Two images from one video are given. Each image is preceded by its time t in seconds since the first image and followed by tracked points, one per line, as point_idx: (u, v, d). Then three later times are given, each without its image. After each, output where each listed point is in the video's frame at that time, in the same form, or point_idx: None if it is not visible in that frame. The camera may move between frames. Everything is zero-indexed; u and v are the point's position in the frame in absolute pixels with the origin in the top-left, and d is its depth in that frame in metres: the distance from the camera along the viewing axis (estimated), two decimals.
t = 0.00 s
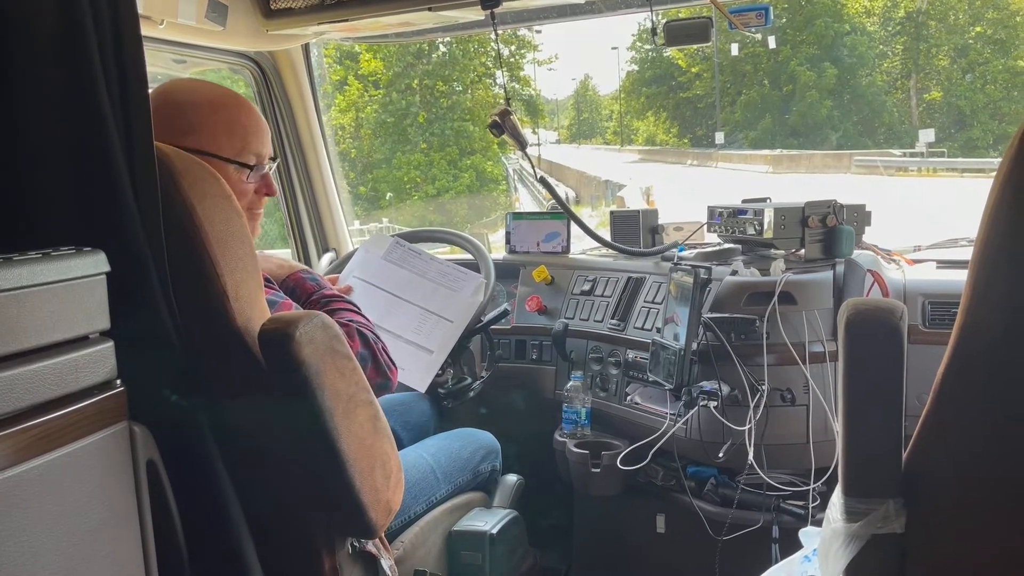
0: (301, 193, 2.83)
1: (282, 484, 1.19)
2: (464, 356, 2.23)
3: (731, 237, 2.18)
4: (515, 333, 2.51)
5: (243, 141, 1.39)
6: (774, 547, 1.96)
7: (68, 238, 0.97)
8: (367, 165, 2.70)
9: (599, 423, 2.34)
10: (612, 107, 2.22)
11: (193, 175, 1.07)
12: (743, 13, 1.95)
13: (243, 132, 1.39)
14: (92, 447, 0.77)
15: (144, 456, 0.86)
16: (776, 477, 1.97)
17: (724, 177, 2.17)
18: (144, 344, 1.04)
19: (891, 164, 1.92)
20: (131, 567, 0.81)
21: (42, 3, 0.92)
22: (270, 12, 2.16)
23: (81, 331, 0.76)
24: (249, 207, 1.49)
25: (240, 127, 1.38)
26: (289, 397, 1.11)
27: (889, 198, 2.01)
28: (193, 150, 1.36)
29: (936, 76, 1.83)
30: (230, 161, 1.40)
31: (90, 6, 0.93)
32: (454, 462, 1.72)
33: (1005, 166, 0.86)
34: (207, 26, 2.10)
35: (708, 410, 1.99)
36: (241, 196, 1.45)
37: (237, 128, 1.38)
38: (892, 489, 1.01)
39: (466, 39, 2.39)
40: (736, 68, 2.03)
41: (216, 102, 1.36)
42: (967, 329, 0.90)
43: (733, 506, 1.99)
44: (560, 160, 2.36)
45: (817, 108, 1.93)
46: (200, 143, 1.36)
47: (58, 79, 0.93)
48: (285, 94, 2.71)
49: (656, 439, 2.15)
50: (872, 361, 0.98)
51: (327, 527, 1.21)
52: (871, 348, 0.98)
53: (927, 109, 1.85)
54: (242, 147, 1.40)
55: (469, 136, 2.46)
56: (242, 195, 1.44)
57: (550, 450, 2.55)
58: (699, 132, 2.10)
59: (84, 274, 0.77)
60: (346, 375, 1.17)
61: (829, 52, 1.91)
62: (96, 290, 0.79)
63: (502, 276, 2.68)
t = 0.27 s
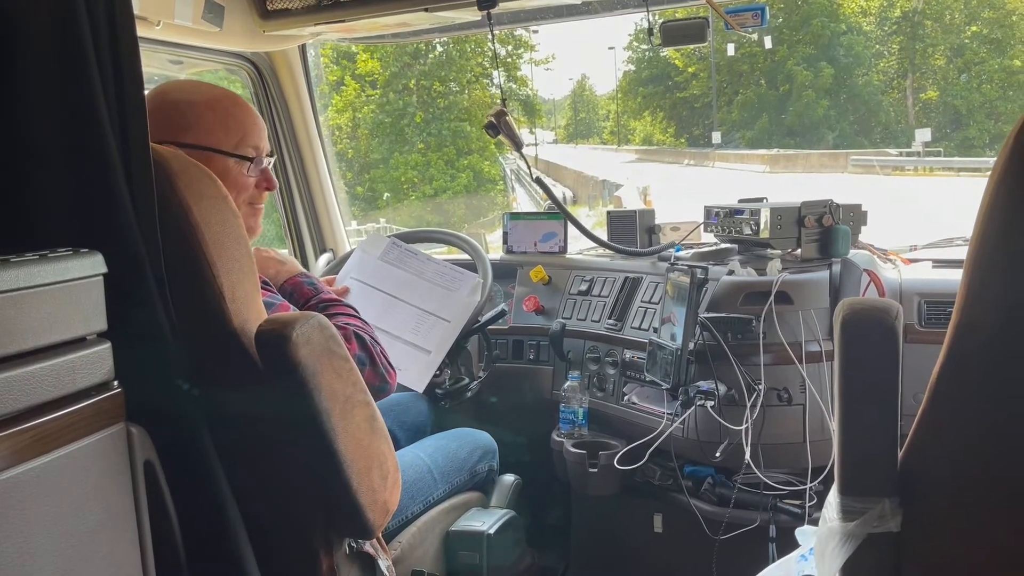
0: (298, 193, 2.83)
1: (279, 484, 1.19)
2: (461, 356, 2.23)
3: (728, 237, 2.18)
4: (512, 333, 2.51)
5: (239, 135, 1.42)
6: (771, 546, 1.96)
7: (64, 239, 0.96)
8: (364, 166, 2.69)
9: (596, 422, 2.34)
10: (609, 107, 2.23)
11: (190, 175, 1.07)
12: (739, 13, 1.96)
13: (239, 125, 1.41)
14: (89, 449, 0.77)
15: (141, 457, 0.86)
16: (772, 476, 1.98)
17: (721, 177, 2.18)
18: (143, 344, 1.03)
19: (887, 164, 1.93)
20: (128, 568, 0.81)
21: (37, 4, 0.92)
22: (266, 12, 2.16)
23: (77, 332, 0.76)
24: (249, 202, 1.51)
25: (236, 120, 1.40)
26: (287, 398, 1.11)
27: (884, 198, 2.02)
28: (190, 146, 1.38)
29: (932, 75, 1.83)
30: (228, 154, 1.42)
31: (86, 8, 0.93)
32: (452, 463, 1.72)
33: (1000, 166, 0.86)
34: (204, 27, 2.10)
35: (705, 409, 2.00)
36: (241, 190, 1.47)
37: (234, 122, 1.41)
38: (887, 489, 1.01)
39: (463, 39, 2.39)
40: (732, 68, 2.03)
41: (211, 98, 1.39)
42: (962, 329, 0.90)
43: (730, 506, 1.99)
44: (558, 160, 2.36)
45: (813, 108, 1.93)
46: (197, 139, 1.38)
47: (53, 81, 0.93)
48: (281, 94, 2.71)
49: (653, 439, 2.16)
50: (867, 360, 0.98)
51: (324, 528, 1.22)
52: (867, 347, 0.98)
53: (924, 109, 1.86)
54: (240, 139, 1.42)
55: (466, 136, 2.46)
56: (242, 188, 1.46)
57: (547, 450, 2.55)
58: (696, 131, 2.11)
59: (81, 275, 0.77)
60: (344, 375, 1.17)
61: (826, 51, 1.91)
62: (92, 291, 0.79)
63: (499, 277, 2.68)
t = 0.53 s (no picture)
0: (296, 194, 2.82)
1: (278, 485, 1.19)
2: (459, 356, 2.23)
3: (725, 237, 2.19)
4: (511, 333, 2.51)
5: (251, 129, 1.50)
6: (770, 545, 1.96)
7: (61, 240, 0.96)
8: (362, 166, 2.69)
9: (595, 422, 2.34)
10: (607, 107, 2.24)
11: (190, 175, 1.07)
12: (737, 13, 1.96)
13: (250, 120, 1.50)
14: (88, 451, 0.77)
15: (139, 458, 0.86)
16: (771, 476, 1.98)
17: (719, 176, 2.19)
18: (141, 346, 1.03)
19: (884, 163, 1.93)
20: (127, 569, 0.81)
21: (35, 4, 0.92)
22: (264, 13, 2.16)
23: (75, 334, 0.76)
24: (260, 196, 1.58)
25: (248, 116, 1.50)
26: (285, 399, 1.11)
27: (882, 198, 2.03)
28: (205, 140, 1.47)
29: (929, 75, 1.83)
30: (241, 147, 1.50)
31: (85, 8, 0.93)
32: (450, 463, 1.72)
33: (997, 165, 0.86)
34: (201, 27, 2.10)
35: (704, 409, 1.99)
36: (253, 183, 1.54)
37: (246, 118, 1.50)
38: (886, 488, 1.01)
39: (460, 39, 2.39)
40: (730, 68, 2.03)
41: (225, 98, 1.49)
42: (959, 329, 0.91)
43: (729, 506, 1.99)
44: (556, 160, 2.37)
45: (811, 108, 1.93)
46: (211, 133, 1.47)
47: (52, 81, 0.93)
48: (279, 95, 2.71)
49: (651, 439, 2.16)
50: (866, 359, 0.98)
51: (323, 528, 1.21)
52: (865, 347, 0.98)
53: (921, 108, 1.86)
54: (251, 134, 1.51)
55: (463, 136, 2.46)
56: (254, 181, 1.54)
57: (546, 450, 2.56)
58: (694, 131, 2.11)
59: (79, 276, 0.77)
60: (342, 376, 1.17)
61: (824, 51, 1.91)
62: (91, 293, 0.79)
63: (497, 277, 2.68)
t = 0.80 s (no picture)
0: (294, 194, 2.82)
1: (276, 485, 1.18)
2: (458, 357, 2.22)
3: (723, 237, 2.19)
4: (509, 333, 2.51)
5: (257, 128, 1.50)
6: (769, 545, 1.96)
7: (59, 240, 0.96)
8: (361, 166, 2.69)
9: (593, 422, 2.34)
10: (607, 108, 2.22)
11: (188, 175, 1.07)
12: (735, 12, 1.97)
13: (256, 119, 1.50)
14: (85, 452, 0.77)
15: (137, 458, 0.86)
16: (769, 475, 1.98)
17: (718, 175, 2.18)
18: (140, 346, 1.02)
19: (883, 162, 1.93)
20: (125, 569, 0.81)
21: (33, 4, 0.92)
22: (262, 13, 2.16)
23: (72, 335, 0.76)
24: (267, 195, 1.58)
25: (254, 114, 1.50)
26: (283, 399, 1.11)
27: (880, 197, 2.03)
28: (212, 139, 1.47)
29: (928, 74, 1.83)
30: (248, 145, 1.50)
31: (81, 8, 0.93)
32: (449, 463, 1.72)
33: (994, 164, 0.86)
34: (200, 28, 2.10)
35: (702, 409, 1.99)
36: (260, 182, 1.54)
37: (252, 116, 1.50)
38: (884, 487, 1.01)
39: (459, 39, 2.39)
40: (729, 68, 2.03)
41: (231, 97, 1.49)
42: (956, 328, 0.91)
43: (728, 505, 1.99)
44: (556, 160, 2.37)
45: (809, 107, 1.93)
46: (219, 132, 1.47)
47: (50, 81, 0.93)
48: (277, 95, 2.71)
49: (650, 439, 2.16)
50: (865, 358, 0.98)
51: (321, 528, 1.21)
52: (863, 347, 0.98)
53: (920, 107, 1.86)
54: (257, 133, 1.51)
55: (462, 137, 2.46)
56: (261, 178, 1.54)
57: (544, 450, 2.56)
58: (692, 131, 2.11)
59: (76, 276, 0.77)
60: (340, 376, 1.17)
61: (823, 51, 1.90)
62: (88, 293, 0.78)
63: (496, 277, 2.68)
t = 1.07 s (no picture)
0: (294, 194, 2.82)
1: (277, 486, 1.19)
2: (458, 357, 2.22)
3: (724, 237, 2.19)
4: (509, 333, 2.51)
5: (272, 136, 1.52)
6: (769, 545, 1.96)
7: (59, 242, 0.96)
8: (361, 167, 2.69)
9: (594, 422, 2.34)
10: (606, 107, 2.24)
11: (188, 177, 1.07)
12: (735, 12, 1.97)
13: (271, 127, 1.51)
14: (86, 454, 0.77)
15: (138, 460, 0.86)
16: (770, 475, 1.98)
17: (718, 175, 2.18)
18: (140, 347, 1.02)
19: (884, 162, 1.93)
20: (126, 570, 0.82)
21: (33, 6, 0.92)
22: (262, 14, 2.16)
23: (73, 336, 0.76)
24: (280, 203, 1.58)
25: (270, 122, 1.51)
26: (284, 400, 1.11)
27: (880, 197, 2.03)
28: (227, 145, 1.49)
29: (929, 74, 1.83)
30: (262, 153, 1.51)
31: (81, 9, 0.93)
32: (449, 463, 1.72)
33: (994, 164, 0.86)
34: (200, 28, 2.10)
35: (702, 409, 1.99)
36: (273, 189, 1.55)
37: (267, 124, 1.51)
38: (884, 488, 1.01)
39: (459, 39, 2.39)
40: (729, 67, 2.03)
41: (249, 106, 1.51)
42: (955, 328, 0.91)
43: (729, 505, 1.99)
44: (556, 160, 2.36)
45: (809, 107, 1.93)
46: (233, 138, 1.49)
47: (50, 83, 0.93)
48: (278, 96, 2.71)
49: (651, 439, 2.16)
50: (866, 359, 0.98)
51: (321, 529, 1.22)
52: (863, 347, 0.98)
53: (921, 107, 1.86)
54: (272, 141, 1.52)
55: (462, 137, 2.46)
56: (274, 186, 1.54)
57: (545, 450, 2.56)
58: (693, 130, 2.11)
59: (76, 278, 0.77)
60: (341, 377, 1.17)
61: (823, 50, 1.90)
62: (88, 295, 0.79)
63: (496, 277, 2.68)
